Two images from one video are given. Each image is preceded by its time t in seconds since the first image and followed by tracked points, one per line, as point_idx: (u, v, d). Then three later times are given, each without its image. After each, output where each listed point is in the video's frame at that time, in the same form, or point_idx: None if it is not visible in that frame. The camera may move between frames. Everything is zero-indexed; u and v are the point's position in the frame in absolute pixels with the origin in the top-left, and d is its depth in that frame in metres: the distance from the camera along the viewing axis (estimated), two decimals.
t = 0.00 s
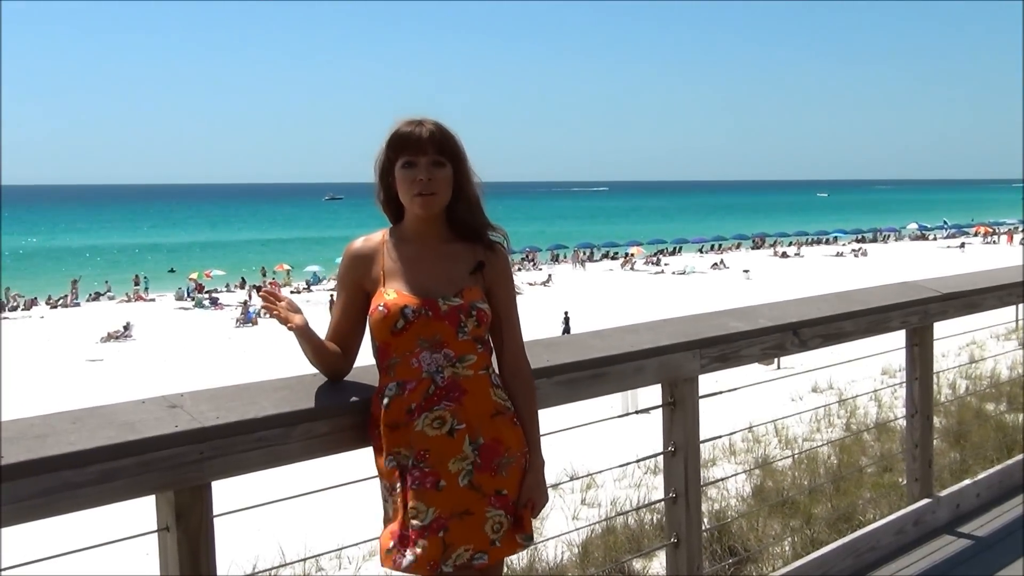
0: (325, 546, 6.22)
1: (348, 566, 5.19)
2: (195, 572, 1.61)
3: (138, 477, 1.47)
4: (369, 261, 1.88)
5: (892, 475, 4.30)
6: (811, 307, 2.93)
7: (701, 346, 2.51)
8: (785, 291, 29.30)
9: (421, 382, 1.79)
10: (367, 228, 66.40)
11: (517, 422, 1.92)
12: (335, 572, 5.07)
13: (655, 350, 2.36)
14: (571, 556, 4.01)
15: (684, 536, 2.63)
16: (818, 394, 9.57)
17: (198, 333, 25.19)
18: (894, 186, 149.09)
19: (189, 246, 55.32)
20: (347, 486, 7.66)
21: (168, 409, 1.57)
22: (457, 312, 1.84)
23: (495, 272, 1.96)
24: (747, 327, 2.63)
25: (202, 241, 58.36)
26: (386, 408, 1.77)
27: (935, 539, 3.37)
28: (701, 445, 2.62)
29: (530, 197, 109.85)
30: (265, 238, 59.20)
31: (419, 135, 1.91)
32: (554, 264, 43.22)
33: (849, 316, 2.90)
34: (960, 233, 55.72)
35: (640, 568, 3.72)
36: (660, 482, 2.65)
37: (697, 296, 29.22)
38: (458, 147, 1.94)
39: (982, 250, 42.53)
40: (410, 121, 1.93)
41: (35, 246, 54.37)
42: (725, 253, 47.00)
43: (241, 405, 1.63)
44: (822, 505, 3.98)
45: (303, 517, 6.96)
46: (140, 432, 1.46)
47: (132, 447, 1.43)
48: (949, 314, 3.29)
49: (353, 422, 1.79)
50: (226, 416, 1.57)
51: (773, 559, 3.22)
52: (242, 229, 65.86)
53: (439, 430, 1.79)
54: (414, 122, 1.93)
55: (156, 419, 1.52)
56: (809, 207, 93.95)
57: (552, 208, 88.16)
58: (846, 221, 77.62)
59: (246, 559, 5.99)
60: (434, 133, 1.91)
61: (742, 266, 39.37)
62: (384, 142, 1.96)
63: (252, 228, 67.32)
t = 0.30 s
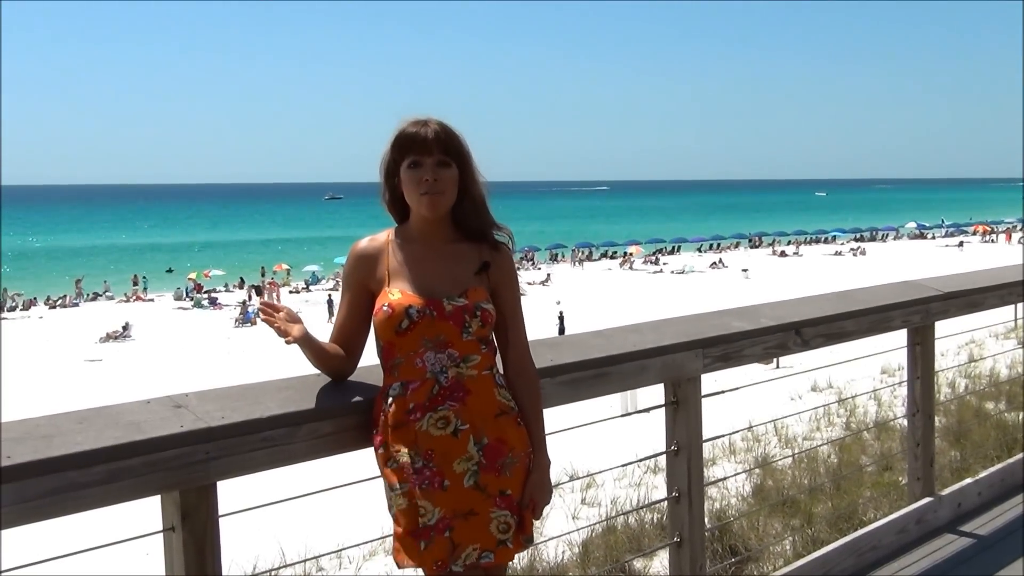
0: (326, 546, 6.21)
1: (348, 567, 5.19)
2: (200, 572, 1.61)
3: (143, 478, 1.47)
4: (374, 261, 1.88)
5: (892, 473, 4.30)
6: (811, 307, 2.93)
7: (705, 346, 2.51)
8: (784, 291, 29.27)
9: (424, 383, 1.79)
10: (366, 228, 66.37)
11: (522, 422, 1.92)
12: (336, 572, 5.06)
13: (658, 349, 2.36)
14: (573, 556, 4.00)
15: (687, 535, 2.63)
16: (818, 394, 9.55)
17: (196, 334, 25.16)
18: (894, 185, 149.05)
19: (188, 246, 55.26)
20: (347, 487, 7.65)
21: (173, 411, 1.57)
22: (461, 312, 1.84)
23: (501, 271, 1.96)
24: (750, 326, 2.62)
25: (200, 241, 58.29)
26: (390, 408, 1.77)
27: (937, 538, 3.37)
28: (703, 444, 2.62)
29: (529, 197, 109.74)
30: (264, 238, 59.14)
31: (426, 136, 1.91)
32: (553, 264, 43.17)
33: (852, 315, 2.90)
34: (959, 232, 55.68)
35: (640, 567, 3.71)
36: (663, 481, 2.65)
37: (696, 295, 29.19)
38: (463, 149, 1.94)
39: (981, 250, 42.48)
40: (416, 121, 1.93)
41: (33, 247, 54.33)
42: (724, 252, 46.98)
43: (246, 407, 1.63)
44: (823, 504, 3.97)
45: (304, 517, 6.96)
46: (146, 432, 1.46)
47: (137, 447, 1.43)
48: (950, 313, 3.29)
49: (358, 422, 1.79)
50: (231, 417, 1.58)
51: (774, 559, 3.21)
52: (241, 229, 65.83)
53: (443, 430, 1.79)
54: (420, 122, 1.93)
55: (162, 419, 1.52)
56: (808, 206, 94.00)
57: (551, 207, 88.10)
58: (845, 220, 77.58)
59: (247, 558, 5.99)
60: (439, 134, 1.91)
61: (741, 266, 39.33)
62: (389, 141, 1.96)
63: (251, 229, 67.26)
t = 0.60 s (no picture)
0: (325, 545, 6.22)
1: (348, 565, 5.19)
2: (202, 572, 1.61)
3: (146, 477, 1.47)
4: (377, 259, 1.88)
5: (891, 471, 4.29)
6: (813, 304, 2.93)
7: (706, 344, 2.51)
8: (782, 289, 29.27)
9: (427, 381, 1.79)
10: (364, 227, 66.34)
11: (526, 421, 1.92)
12: (335, 571, 5.05)
13: (662, 347, 2.35)
14: (572, 554, 3.98)
15: (688, 533, 2.62)
16: (816, 392, 9.56)
17: (195, 333, 25.15)
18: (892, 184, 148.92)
19: (186, 246, 55.25)
20: (346, 486, 7.65)
21: (177, 409, 1.56)
22: (464, 311, 1.83)
23: (503, 271, 1.96)
24: (751, 324, 2.62)
25: (197, 240, 58.27)
26: (394, 405, 1.77)
27: (938, 535, 3.37)
28: (705, 443, 2.61)
29: (527, 196, 109.73)
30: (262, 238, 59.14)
31: (432, 134, 1.91)
32: (551, 263, 43.17)
33: (852, 313, 2.90)
34: (957, 230, 55.69)
35: (640, 566, 3.70)
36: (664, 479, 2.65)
37: (694, 294, 29.19)
38: (469, 148, 1.94)
39: (979, 248, 42.51)
40: (423, 119, 1.92)
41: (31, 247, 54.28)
42: (722, 250, 46.98)
43: (249, 405, 1.63)
44: (822, 503, 3.96)
45: (303, 517, 6.96)
46: (148, 432, 1.45)
47: (141, 447, 1.43)
48: (950, 311, 3.28)
49: (361, 422, 1.79)
50: (235, 415, 1.57)
51: (774, 557, 3.21)
52: (239, 229, 65.80)
53: (446, 429, 1.79)
54: (426, 119, 1.93)
55: (164, 419, 1.51)
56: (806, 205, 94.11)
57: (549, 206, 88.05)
58: (843, 219, 77.62)
59: (247, 558, 5.99)
60: (446, 132, 1.91)
61: (739, 264, 39.34)
62: (395, 140, 1.96)
63: (249, 228, 67.26)
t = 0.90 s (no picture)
0: (324, 545, 6.22)
1: (347, 564, 5.18)
2: (206, 571, 1.61)
3: (149, 476, 1.47)
4: (377, 259, 1.88)
5: (889, 469, 4.29)
6: (814, 301, 2.93)
7: (706, 342, 2.51)
8: (779, 287, 29.30)
9: (428, 381, 1.79)
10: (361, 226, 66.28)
11: (526, 419, 1.91)
12: (333, 569, 5.04)
13: (661, 345, 2.35)
14: (569, 552, 3.98)
15: (688, 531, 2.63)
16: (814, 389, 9.56)
17: (192, 332, 25.12)
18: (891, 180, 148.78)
19: (183, 245, 55.15)
20: (344, 486, 7.65)
21: (179, 409, 1.56)
22: (464, 309, 1.84)
23: (503, 271, 1.96)
24: (750, 322, 2.62)
25: (194, 239, 58.16)
26: (395, 404, 1.77)
27: (938, 532, 3.38)
28: (704, 441, 2.62)
29: (524, 194, 109.74)
30: (259, 237, 59.05)
31: (430, 132, 1.90)
32: (548, 261, 43.15)
33: (852, 310, 2.91)
34: (954, 228, 55.74)
35: (640, 564, 3.70)
36: (664, 477, 2.65)
37: (692, 292, 29.21)
38: (468, 147, 1.94)
39: (977, 245, 42.57)
40: (421, 117, 1.92)
41: (27, 246, 54.14)
42: (720, 248, 47.00)
43: (251, 404, 1.63)
44: (821, 501, 3.95)
45: (301, 516, 6.96)
46: (151, 431, 1.46)
47: (142, 446, 1.43)
48: (950, 308, 3.29)
49: (362, 421, 1.79)
50: (238, 414, 1.57)
51: (772, 554, 3.21)
52: (236, 228, 65.70)
53: (446, 427, 1.79)
54: (424, 119, 1.93)
55: (168, 418, 1.52)
56: (803, 203, 94.19)
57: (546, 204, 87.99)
58: (841, 216, 77.64)
59: (245, 557, 5.99)
60: (445, 130, 1.91)
61: (736, 262, 39.34)
62: (393, 139, 1.96)
63: (246, 227, 67.16)
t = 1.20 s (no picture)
0: (319, 544, 6.21)
1: (343, 562, 5.18)
2: (203, 570, 1.61)
3: (147, 475, 1.47)
4: (375, 257, 1.87)
5: (884, 466, 4.31)
6: (808, 300, 2.94)
7: (703, 341, 2.51)
8: (775, 285, 29.34)
9: (425, 379, 1.79)
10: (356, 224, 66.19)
11: (522, 417, 1.91)
12: (328, 569, 5.04)
13: (656, 345, 2.35)
14: (565, 551, 3.98)
15: (685, 528, 2.64)
16: (809, 388, 9.59)
17: (187, 330, 25.07)
18: (887, 179, 149.02)
19: (177, 243, 55.01)
20: (340, 484, 7.64)
21: (177, 406, 1.56)
22: (462, 307, 1.84)
23: (500, 268, 1.96)
24: (748, 320, 2.63)
25: (188, 237, 57.99)
26: (391, 403, 1.77)
27: (932, 530, 3.39)
28: (701, 439, 2.62)
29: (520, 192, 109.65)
30: (254, 235, 58.92)
31: (426, 132, 1.91)
32: (544, 259, 43.14)
33: (848, 310, 2.91)
34: (949, 227, 55.81)
35: (635, 562, 3.71)
36: (661, 475, 2.66)
37: (688, 290, 29.24)
38: (465, 145, 1.94)
39: (971, 244, 42.67)
40: (417, 116, 1.92)
41: (21, 244, 53.98)
42: (715, 247, 47.06)
43: (248, 402, 1.63)
44: (817, 498, 3.95)
45: (297, 515, 6.95)
46: (149, 429, 1.45)
47: (142, 443, 1.43)
48: (945, 308, 3.29)
49: (359, 419, 1.79)
50: (236, 412, 1.57)
51: (769, 552, 3.21)
52: (231, 226, 65.54)
53: (442, 426, 1.79)
54: (421, 117, 1.93)
55: (165, 416, 1.51)
56: (798, 202, 94.30)
57: (541, 203, 88.01)
58: (835, 215, 77.75)
59: (241, 555, 5.98)
60: (441, 128, 1.90)
61: (731, 260, 39.38)
62: (390, 137, 1.96)
63: (241, 225, 66.99)
